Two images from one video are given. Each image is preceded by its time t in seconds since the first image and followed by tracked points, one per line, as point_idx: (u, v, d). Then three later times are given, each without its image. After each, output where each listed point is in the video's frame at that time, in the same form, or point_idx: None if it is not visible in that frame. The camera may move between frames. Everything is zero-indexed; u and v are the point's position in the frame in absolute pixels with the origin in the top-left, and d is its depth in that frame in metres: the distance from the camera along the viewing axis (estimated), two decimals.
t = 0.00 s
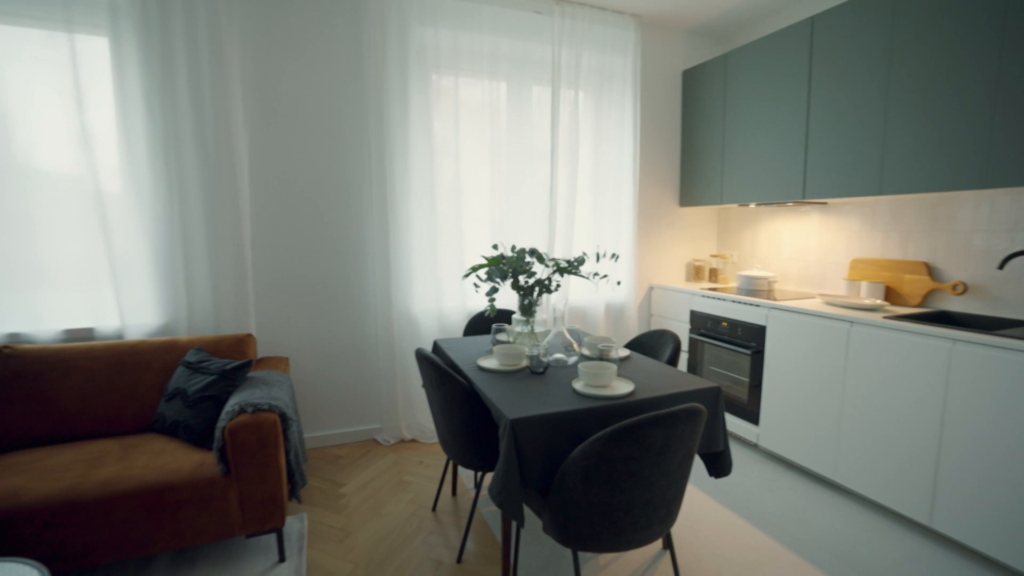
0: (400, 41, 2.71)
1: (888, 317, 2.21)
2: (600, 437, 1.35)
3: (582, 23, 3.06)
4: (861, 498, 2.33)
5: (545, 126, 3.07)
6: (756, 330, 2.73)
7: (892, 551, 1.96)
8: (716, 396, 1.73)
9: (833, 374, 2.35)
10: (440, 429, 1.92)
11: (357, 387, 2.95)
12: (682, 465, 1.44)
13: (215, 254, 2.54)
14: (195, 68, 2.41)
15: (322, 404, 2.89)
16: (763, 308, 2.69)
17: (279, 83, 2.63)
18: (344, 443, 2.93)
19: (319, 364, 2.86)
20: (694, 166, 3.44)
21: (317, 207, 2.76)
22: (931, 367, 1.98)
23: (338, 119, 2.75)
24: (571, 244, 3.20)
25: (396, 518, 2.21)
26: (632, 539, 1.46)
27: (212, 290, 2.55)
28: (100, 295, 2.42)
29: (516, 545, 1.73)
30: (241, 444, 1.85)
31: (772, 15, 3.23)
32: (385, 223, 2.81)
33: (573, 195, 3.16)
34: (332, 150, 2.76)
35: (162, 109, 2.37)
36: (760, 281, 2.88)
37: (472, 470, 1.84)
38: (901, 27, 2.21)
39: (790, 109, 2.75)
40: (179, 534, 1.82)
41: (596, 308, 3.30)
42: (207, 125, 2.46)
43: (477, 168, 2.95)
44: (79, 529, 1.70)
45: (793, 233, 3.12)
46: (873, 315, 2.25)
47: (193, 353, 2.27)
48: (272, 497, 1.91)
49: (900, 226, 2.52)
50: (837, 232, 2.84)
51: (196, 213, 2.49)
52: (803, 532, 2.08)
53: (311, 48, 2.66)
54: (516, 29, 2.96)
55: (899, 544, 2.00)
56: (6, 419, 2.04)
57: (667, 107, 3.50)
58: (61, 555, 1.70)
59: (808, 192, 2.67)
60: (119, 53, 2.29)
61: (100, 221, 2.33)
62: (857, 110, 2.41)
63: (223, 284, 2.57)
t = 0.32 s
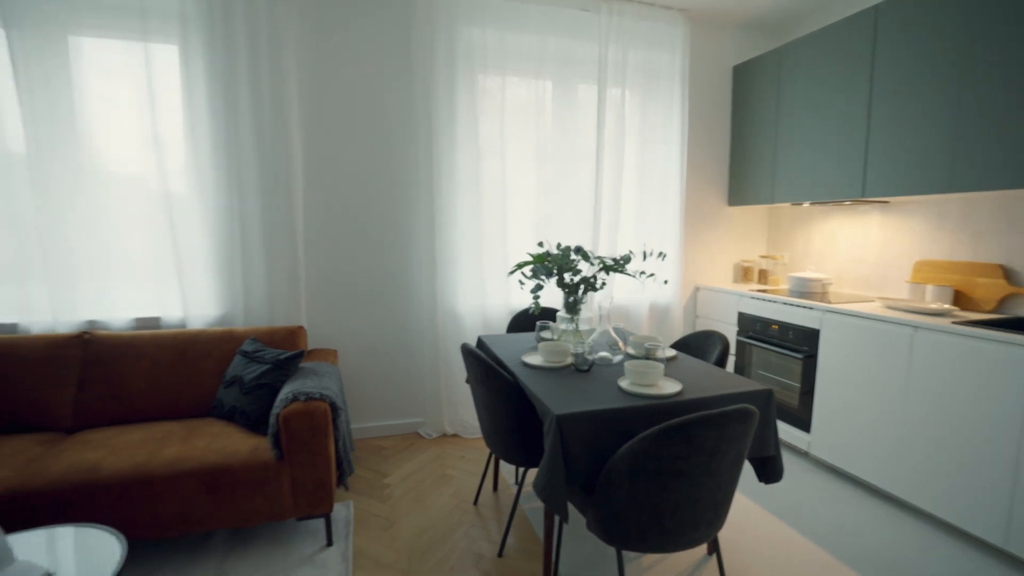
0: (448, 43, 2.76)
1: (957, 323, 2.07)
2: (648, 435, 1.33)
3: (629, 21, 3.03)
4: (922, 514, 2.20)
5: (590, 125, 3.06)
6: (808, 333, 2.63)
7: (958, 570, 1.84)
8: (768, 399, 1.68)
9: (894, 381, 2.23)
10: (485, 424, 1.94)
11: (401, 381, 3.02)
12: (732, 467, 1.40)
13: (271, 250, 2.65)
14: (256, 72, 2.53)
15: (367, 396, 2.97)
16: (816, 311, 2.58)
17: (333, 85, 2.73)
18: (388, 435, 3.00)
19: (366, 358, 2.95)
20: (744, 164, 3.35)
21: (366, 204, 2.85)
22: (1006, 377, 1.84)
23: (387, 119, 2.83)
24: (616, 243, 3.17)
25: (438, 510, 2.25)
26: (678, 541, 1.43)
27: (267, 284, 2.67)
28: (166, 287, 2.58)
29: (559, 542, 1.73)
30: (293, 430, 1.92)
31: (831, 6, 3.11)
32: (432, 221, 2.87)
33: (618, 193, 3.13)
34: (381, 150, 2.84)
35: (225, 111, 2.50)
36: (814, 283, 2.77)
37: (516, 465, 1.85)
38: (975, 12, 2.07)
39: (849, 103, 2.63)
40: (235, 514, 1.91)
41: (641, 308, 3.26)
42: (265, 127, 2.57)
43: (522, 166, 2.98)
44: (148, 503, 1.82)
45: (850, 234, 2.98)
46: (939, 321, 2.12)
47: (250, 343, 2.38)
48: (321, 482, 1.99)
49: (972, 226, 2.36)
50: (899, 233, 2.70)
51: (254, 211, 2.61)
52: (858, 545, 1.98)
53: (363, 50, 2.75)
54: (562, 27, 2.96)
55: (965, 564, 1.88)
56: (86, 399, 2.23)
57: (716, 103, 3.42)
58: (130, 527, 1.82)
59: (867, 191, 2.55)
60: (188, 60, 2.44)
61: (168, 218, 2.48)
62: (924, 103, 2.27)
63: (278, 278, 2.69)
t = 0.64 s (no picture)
0: (495, 45, 2.80)
1: None
2: (702, 435, 1.30)
3: (678, 16, 2.99)
4: (999, 531, 2.04)
5: (638, 122, 3.03)
6: (869, 336, 2.50)
7: None
8: (830, 402, 1.60)
9: (967, 388, 2.09)
10: (532, 421, 1.95)
11: (448, 378, 3.09)
12: (790, 470, 1.36)
13: (325, 250, 2.77)
14: (312, 78, 2.65)
15: (416, 392, 3.05)
16: (878, 313, 2.46)
17: (386, 89, 2.83)
18: (436, 431, 3.07)
19: (415, 354, 3.03)
20: (801, 159, 3.22)
21: (415, 204, 2.93)
22: None
23: (435, 121, 2.90)
24: (664, 241, 3.13)
25: (484, 506, 2.28)
26: (733, 545, 1.39)
27: (322, 282, 2.79)
28: (229, 284, 2.73)
29: (608, 542, 1.72)
30: (347, 422, 2.00)
31: None
32: (479, 220, 2.92)
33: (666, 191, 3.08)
34: (430, 152, 2.92)
35: (284, 117, 2.63)
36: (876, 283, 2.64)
37: (564, 463, 1.85)
38: None
39: (917, 92, 2.49)
40: (293, 501, 2.01)
41: (689, 308, 3.19)
42: (321, 131, 2.69)
43: (569, 165, 2.98)
44: (214, 487, 1.94)
45: (917, 231, 2.82)
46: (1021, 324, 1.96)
47: (306, 338, 2.49)
48: (373, 473, 2.05)
49: None
50: (974, 230, 2.52)
51: (310, 212, 2.73)
52: (926, 560, 1.87)
53: (414, 55, 2.83)
54: (609, 25, 2.95)
55: None
56: (158, 389, 2.40)
57: (770, 97, 3.31)
58: (198, 509, 1.94)
59: (938, 185, 2.40)
60: (250, 69, 2.58)
61: (231, 219, 2.63)
62: (1002, 89, 2.12)
63: (332, 276, 2.80)
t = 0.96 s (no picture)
0: (547, 44, 2.80)
1: None
2: (758, 442, 1.25)
3: (736, 8, 2.89)
4: None
5: (692, 119, 2.95)
6: (944, 344, 2.33)
7: None
8: (900, 413, 1.50)
9: None
10: (580, 421, 1.94)
11: (495, 376, 3.12)
12: (855, 483, 1.28)
13: (378, 248, 2.85)
14: (368, 82, 2.74)
15: (464, 388, 3.11)
16: (955, 319, 2.28)
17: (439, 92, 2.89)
18: (482, 428, 3.11)
19: (463, 351, 3.08)
20: (869, 155, 3.04)
21: (465, 204, 2.99)
22: None
23: (486, 122, 2.94)
24: (718, 242, 3.03)
25: (530, 504, 2.29)
26: (791, 558, 1.33)
27: (374, 279, 2.88)
28: (288, 280, 2.87)
29: (656, 547, 1.68)
30: (397, 416, 2.05)
31: None
32: (528, 219, 2.93)
33: (721, 190, 2.98)
34: (481, 152, 2.97)
35: (341, 120, 2.74)
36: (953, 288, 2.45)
37: (611, 465, 1.83)
38: None
39: (1004, 80, 2.28)
40: (345, 490, 2.08)
41: (743, 311, 3.07)
42: (376, 133, 2.77)
43: (619, 163, 2.94)
44: (272, 472, 2.04)
45: (1003, 231, 2.59)
46: None
47: (359, 333, 2.58)
48: (421, 467, 2.10)
49: None
50: None
51: (365, 211, 2.83)
52: None
53: (466, 57, 2.88)
54: (663, 20, 2.89)
55: None
56: (224, 378, 2.55)
57: (835, 91, 3.15)
58: (259, 492, 2.05)
59: None
60: (311, 75, 2.70)
61: (292, 218, 2.76)
62: None
63: (383, 273, 2.88)
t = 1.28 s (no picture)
0: (600, 40, 2.76)
1: None
2: (822, 452, 1.17)
3: None
4: None
5: (754, 113, 2.81)
6: None
7: None
8: (991, 429, 1.35)
9: None
10: (630, 422, 1.89)
11: (543, 374, 3.11)
12: (935, 502, 1.17)
13: (431, 245, 2.91)
14: (423, 83, 2.80)
15: (513, 386, 3.12)
16: None
17: (491, 91, 2.92)
18: (530, 426, 3.11)
19: (512, 349, 3.10)
20: (956, 147, 2.78)
21: (516, 202, 3.00)
22: None
23: (538, 121, 2.94)
24: (781, 240, 2.88)
25: (578, 505, 2.26)
26: None
27: (426, 276, 2.94)
28: (346, 276, 2.99)
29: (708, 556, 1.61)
30: (446, 409, 2.08)
31: None
32: (579, 217, 2.90)
33: (785, 186, 2.83)
34: (533, 150, 2.97)
35: (397, 121, 2.81)
36: None
37: (662, 469, 1.77)
38: None
39: None
40: (396, 480, 2.14)
41: (808, 314, 2.90)
42: (429, 133, 2.83)
43: (674, 159, 2.86)
44: (328, 460, 2.13)
45: None
46: None
47: (411, 328, 2.64)
48: (469, 461, 2.12)
49: None
50: None
51: (418, 210, 2.90)
52: None
53: (519, 56, 2.89)
54: (724, 10, 2.77)
55: None
56: (285, 368, 2.69)
57: (918, 77, 2.90)
58: (316, 478, 2.14)
59: None
60: (369, 78, 2.80)
61: (350, 217, 2.88)
62: None
63: (435, 270, 2.94)
